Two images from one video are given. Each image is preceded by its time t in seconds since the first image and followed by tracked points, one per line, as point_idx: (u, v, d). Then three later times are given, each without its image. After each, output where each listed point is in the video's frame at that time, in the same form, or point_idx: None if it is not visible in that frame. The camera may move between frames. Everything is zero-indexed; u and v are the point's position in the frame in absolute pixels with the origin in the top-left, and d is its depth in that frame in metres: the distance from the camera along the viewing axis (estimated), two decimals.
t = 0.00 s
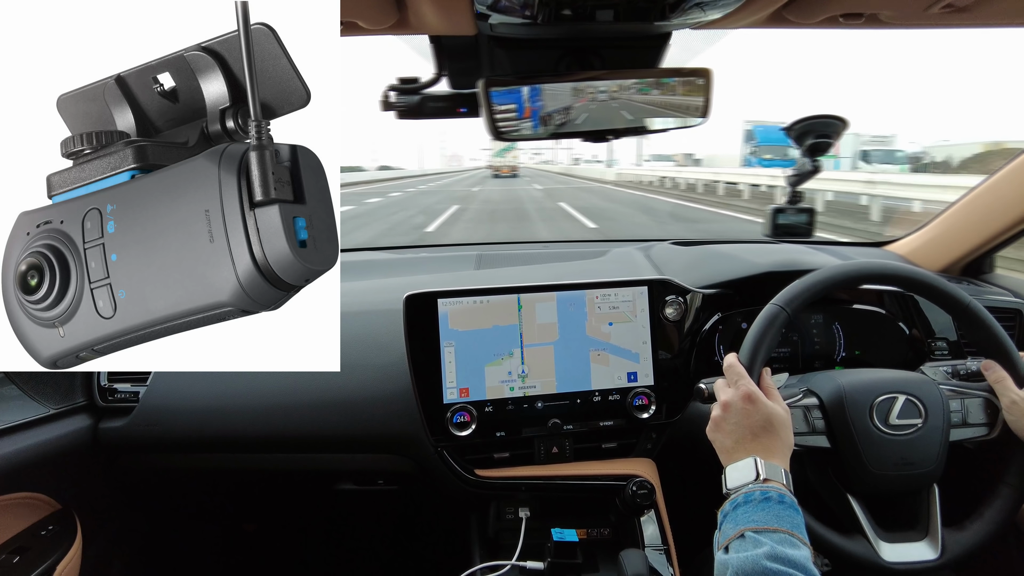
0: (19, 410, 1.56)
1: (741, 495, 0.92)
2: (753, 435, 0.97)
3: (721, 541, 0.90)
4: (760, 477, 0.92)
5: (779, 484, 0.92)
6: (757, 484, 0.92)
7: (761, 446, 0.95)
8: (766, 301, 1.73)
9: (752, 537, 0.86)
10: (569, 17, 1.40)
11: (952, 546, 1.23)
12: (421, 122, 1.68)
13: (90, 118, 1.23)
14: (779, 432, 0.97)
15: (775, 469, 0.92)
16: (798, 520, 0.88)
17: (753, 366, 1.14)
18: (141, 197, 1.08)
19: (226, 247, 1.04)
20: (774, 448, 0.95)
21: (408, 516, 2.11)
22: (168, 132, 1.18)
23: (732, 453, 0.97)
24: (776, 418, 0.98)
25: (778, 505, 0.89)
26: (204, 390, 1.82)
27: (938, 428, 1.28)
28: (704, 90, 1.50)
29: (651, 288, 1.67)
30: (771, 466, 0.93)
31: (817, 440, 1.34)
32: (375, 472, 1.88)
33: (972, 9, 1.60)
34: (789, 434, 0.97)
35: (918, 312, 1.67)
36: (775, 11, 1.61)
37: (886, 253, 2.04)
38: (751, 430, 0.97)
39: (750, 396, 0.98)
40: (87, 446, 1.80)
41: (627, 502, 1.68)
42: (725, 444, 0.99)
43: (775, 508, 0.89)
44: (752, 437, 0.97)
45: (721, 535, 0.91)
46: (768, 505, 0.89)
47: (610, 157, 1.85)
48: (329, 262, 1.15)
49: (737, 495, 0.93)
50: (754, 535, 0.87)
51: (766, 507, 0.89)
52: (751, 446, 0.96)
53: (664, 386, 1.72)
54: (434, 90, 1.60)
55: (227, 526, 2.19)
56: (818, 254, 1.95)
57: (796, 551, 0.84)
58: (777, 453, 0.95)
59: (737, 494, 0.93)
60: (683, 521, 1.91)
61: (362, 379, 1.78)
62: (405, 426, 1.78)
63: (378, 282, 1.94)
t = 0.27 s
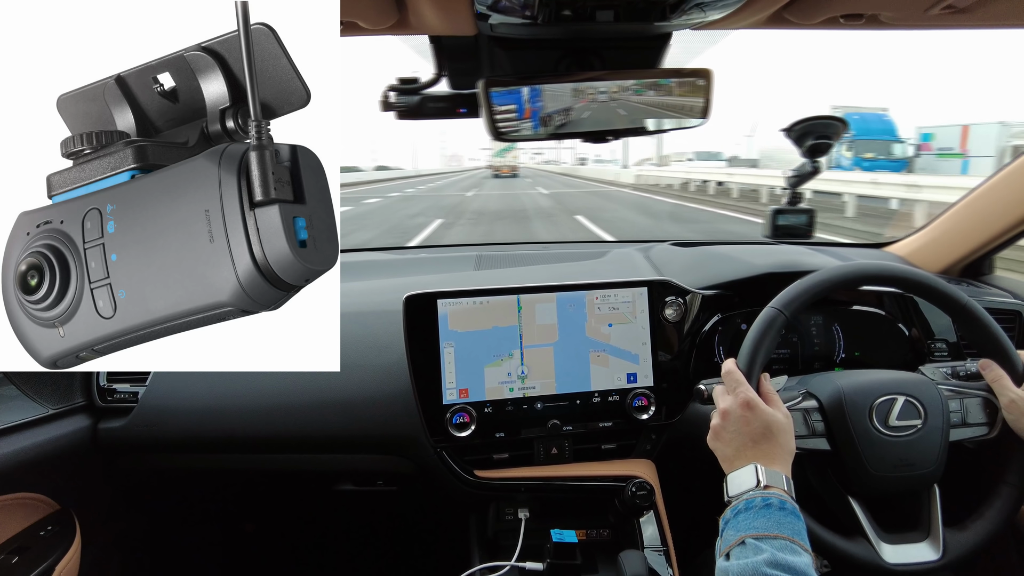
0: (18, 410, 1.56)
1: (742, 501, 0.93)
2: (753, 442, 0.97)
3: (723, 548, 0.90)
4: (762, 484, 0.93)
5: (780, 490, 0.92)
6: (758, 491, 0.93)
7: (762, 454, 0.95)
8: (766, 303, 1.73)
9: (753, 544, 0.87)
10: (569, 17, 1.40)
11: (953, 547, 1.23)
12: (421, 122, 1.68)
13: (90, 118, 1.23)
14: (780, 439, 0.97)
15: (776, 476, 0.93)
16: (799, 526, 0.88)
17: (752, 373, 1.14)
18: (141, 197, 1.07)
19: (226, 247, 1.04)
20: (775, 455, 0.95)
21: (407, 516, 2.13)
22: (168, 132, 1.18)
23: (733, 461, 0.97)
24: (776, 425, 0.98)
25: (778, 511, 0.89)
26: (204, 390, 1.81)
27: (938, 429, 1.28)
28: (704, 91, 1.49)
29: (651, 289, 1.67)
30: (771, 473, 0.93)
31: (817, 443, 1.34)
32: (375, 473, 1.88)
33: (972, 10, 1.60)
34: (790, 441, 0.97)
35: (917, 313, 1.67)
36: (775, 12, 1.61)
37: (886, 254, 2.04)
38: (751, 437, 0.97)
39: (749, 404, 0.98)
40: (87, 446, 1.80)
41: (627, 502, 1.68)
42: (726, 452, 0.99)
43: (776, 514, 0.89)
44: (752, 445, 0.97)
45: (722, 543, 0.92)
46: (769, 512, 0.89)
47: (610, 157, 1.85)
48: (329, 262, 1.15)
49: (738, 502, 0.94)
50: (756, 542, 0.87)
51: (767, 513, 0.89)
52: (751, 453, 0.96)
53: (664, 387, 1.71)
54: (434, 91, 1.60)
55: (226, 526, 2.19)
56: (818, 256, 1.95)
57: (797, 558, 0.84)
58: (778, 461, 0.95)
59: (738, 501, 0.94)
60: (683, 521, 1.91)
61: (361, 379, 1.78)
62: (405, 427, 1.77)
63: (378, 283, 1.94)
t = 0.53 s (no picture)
0: (16, 414, 1.55)
1: (744, 515, 0.93)
2: (753, 456, 0.97)
3: (726, 563, 0.90)
4: (762, 498, 0.93)
5: (781, 504, 0.92)
6: (759, 505, 0.93)
7: (762, 468, 0.96)
8: (765, 304, 1.73)
9: (755, 558, 0.87)
10: (567, 20, 1.40)
11: (952, 548, 1.23)
12: (420, 125, 1.68)
13: (90, 118, 1.23)
14: (780, 452, 0.97)
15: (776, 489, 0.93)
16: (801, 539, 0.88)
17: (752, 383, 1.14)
18: (141, 197, 1.07)
19: (226, 247, 1.04)
20: (774, 467, 0.96)
21: (407, 519, 2.11)
22: (168, 132, 1.18)
23: (734, 476, 0.98)
24: (775, 438, 0.98)
25: (780, 524, 0.89)
26: (202, 393, 1.81)
27: (938, 430, 1.28)
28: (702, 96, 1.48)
29: (651, 290, 1.67)
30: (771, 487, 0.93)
31: (817, 443, 1.33)
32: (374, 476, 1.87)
33: (969, 13, 1.60)
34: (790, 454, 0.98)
35: (916, 315, 1.67)
36: (772, 15, 1.61)
37: (885, 255, 2.05)
38: (750, 451, 0.97)
39: (748, 417, 0.99)
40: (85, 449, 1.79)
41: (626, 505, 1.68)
42: (726, 466, 0.99)
43: (779, 528, 0.89)
44: (752, 459, 0.97)
45: (725, 557, 0.91)
46: (771, 525, 0.90)
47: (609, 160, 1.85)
48: (329, 262, 1.15)
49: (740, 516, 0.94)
50: (758, 556, 0.87)
51: (769, 527, 0.89)
52: (751, 467, 0.96)
53: (663, 388, 1.71)
54: (433, 93, 1.60)
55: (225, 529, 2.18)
56: (816, 257, 1.95)
57: (800, 571, 0.84)
58: (778, 474, 0.95)
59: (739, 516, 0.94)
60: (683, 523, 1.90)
61: (361, 381, 1.78)
62: (404, 429, 1.77)
63: (377, 285, 1.94)
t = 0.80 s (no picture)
0: (17, 412, 1.56)
1: (741, 509, 0.94)
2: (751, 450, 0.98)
3: (723, 557, 0.91)
4: (760, 492, 0.93)
5: (779, 498, 0.92)
6: (757, 499, 0.93)
7: (760, 462, 0.96)
8: (765, 300, 1.73)
9: (753, 552, 0.87)
10: (566, 16, 1.40)
11: (951, 543, 1.23)
12: (419, 121, 1.68)
13: (90, 117, 1.23)
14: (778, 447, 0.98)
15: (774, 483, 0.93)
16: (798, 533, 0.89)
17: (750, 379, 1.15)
18: (141, 197, 1.07)
19: (226, 247, 1.04)
20: (772, 462, 0.96)
21: (407, 515, 2.12)
22: (168, 132, 1.18)
23: (732, 469, 0.98)
24: (774, 432, 0.99)
25: (778, 519, 0.90)
26: (203, 391, 1.81)
27: (937, 426, 1.28)
28: (701, 89, 1.50)
29: (650, 286, 1.67)
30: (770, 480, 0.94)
31: (815, 438, 1.34)
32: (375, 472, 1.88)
33: (969, 7, 1.60)
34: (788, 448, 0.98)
35: (916, 311, 1.67)
36: (772, 10, 1.61)
37: (884, 250, 2.05)
38: (748, 446, 0.98)
39: (746, 412, 0.99)
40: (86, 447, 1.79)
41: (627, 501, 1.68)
42: (724, 460, 1.00)
43: (777, 522, 0.89)
44: (751, 453, 0.98)
45: (723, 551, 0.92)
46: (768, 519, 0.90)
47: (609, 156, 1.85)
48: (329, 262, 1.15)
49: (738, 510, 0.94)
50: (756, 550, 0.87)
51: (767, 521, 0.90)
52: (750, 461, 0.97)
53: (663, 384, 1.72)
54: (432, 90, 1.60)
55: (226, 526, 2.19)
56: (816, 253, 1.95)
57: (797, 565, 0.84)
58: (777, 469, 0.96)
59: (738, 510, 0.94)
60: (682, 518, 1.91)
61: (361, 378, 1.78)
62: (404, 426, 1.78)
63: (377, 282, 1.94)
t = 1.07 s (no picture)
0: (16, 412, 1.55)
1: (741, 510, 0.93)
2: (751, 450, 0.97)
3: (722, 557, 0.90)
4: (759, 493, 0.93)
5: (778, 498, 0.92)
6: (756, 499, 0.93)
7: (760, 461, 0.96)
8: (764, 301, 1.73)
9: (752, 552, 0.87)
10: (566, 16, 1.40)
11: (950, 544, 1.23)
12: (419, 122, 1.68)
13: (90, 118, 1.23)
14: (777, 447, 0.98)
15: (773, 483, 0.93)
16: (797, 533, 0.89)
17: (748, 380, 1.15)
18: (141, 197, 1.07)
19: (226, 247, 1.03)
20: (772, 461, 0.96)
21: (406, 516, 2.12)
22: (168, 132, 1.18)
23: (731, 470, 0.97)
24: (772, 432, 0.99)
25: (777, 519, 0.90)
26: (202, 391, 1.81)
27: (937, 427, 1.28)
28: (700, 89, 1.50)
29: (650, 287, 1.67)
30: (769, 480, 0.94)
31: (814, 439, 1.34)
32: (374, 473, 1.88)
33: (968, 8, 1.60)
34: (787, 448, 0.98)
35: (915, 313, 1.67)
36: (771, 11, 1.61)
37: (884, 251, 2.05)
38: (747, 446, 0.97)
39: (745, 412, 0.99)
40: (85, 447, 1.79)
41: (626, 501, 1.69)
42: (723, 460, 0.99)
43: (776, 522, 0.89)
44: (750, 453, 0.97)
45: (721, 551, 0.91)
46: (768, 519, 0.90)
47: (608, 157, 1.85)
48: (329, 262, 1.15)
49: (737, 510, 0.94)
50: (755, 550, 0.87)
51: (766, 522, 0.89)
52: (749, 461, 0.96)
53: (662, 385, 1.71)
54: (432, 90, 1.60)
55: (225, 527, 2.19)
56: (815, 254, 1.95)
57: (797, 565, 0.84)
58: (776, 469, 0.96)
59: (736, 510, 0.94)
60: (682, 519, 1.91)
61: (360, 379, 1.78)
62: (403, 426, 1.77)
63: (376, 283, 1.94)
